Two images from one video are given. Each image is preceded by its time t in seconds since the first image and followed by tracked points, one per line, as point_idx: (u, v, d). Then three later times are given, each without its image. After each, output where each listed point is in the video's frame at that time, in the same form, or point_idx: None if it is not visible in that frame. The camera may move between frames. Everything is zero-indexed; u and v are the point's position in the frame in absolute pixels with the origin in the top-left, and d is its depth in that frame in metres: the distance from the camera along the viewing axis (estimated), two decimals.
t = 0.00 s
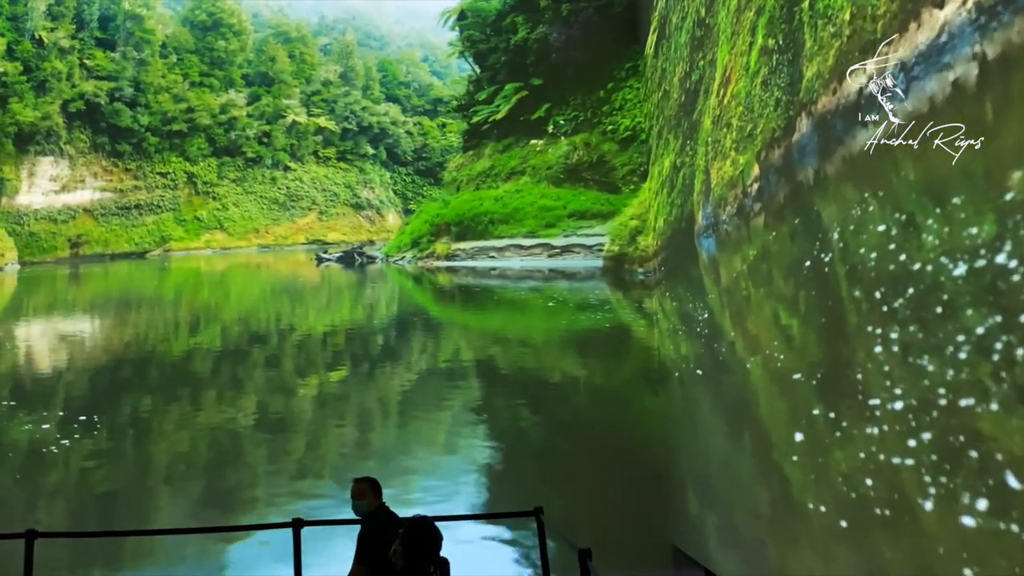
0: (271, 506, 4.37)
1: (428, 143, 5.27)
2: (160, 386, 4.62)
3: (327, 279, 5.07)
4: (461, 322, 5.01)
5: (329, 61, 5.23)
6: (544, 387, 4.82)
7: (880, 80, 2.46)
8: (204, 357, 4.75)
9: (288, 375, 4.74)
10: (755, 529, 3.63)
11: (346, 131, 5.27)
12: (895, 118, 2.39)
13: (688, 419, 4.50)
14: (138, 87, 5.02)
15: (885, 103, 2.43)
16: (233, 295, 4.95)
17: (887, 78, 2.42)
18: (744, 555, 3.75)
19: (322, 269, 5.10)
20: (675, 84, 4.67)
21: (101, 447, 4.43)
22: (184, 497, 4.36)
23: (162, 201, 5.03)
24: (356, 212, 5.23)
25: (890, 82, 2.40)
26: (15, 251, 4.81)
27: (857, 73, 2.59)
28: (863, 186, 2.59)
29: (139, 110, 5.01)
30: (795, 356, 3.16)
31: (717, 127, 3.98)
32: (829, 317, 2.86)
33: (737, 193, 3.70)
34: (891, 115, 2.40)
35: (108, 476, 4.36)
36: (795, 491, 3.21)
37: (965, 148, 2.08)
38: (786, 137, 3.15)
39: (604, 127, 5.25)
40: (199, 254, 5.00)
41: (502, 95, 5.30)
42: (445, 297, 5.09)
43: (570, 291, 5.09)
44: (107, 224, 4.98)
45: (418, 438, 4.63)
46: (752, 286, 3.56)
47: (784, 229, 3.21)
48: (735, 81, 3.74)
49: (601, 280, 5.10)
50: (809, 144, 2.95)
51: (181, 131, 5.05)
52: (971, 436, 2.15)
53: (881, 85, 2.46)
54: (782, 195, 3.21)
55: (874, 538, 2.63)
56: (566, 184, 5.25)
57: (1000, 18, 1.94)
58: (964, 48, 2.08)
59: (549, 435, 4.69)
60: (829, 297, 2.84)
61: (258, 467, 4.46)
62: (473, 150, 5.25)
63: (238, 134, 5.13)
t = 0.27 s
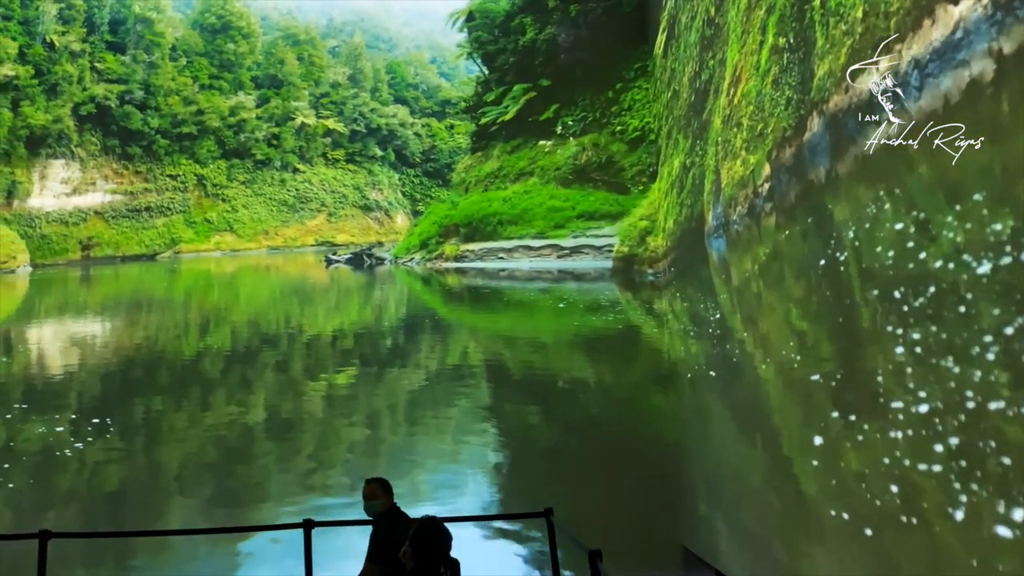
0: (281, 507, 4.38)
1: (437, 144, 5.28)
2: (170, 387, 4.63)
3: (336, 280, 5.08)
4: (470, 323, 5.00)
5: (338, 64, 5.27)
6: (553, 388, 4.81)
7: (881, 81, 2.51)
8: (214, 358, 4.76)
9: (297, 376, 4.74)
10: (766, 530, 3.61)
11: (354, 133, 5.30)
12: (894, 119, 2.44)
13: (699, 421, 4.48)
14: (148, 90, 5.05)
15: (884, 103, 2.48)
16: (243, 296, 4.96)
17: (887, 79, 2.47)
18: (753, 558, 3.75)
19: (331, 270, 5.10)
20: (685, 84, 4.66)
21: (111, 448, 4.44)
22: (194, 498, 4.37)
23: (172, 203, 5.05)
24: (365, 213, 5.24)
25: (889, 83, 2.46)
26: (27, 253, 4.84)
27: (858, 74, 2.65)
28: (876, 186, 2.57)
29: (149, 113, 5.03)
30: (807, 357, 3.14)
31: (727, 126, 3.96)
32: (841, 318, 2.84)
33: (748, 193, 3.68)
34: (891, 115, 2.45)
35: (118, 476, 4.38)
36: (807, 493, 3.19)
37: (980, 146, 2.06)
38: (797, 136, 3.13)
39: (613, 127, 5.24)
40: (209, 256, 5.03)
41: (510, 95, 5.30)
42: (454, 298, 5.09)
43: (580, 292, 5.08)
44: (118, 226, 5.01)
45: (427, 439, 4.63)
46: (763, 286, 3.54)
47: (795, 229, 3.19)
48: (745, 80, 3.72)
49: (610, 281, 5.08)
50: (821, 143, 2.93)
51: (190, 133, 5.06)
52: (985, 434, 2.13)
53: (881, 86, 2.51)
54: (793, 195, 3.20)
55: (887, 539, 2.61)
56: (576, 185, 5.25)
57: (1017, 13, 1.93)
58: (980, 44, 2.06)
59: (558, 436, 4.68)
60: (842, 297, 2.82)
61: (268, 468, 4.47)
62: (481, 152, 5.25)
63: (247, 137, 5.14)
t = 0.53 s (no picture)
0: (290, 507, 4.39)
1: (444, 145, 5.29)
2: (179, 387, 4.65)
3: (344, 280, 5.09)
4: (479, 324, 5.00)
5: (345, 65, 5.27)
6: (562, 388, 4.80)
7: (880, 81, 2.58)
8: (223, 358, 4.78)
9: (306, 376, 4.75)
10: (777, 531, 3.60)
11: (362, 134, 5.31)
12: (894, 119, 2.50)
13: (709, 421, 4.46)
14: (157, 92, 5.07)
15: (885, 102, 2.55)
16: (252, 297, 4.97)
17: (887, 78, 2.53)
18: (763, 558, 3.74)
19: (340, 271, 5.12)
20: (694, 83, 4.65)
21: (122, 448, 4.46)
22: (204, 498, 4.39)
23: (181, 204, 5.07)
24: (373, 214, 5.26)
25: (890, 82, 2.52)
26: (38, 254, 4.86)
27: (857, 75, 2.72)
28: (889, 184, 2.55)
29: (158, 115, 5.05)
30: (818, 357, 3.13)
31: (737, 124, 3.94)
32: (853, 317, 2.83)
33: (758, 192, 3.67)
34: (891, 115, 2.51)
35: (129, 476, 4.40)
36: (817, 493, 3.18)
37: (995, 143, 2.04)
38: (808, 134, 3.12)
39: (621, 127, 5.23)
40: (218, 257, 5.04)
41: (517, 96, 5.29)
42: (462, 299, 5.09)
43: (588, 292, 5.07)
44: (128, 228, 5.03)
45: (436, 439, 4.63)
46: (774, 286, 3.53)
47: (806, 228, 3.18)
48: (755, 78, 3.71)
49: (619, 281, 5.08)
50: (833, 141, 2.92)
51: (199, 134, 5.09)
52: (1000, 436, 2.11)
53: (881, 86, 2.57)
54: (804, 194, 3.18)
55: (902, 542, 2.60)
56: (584, 184, 5.24)
57: None
58: (995, 40, 2.04)
59: (566, 437, 4.68)
60: (854, 296, 2.81)
61: (277, 468, 4.48)
62: (489, 152, 5.25)
63: (256, 138, 5.16)
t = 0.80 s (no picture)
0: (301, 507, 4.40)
1: (453, 146, 5.30)
2: (191, 388, 4.68)
3: (353, 281, 5.10)
4: (488, 324, 5.01)
5: (355, 66, 5.30)
6: (573, 389, 4.80)
7: (880, 82, 2.65)
8: (234, 359, 4.80)
9: (316, 377, 4.76)
10: (789, 532, 3.58)
11: (372, 136, 5.34)
12: (894, 119, 2.56)
13: (721, 421, 4.44)
14: (168, 94, 5.09)
15: (884, 102, 2.61)
16: (262, 298, 4.99)
17: (887, 79, 2.60)
18: (778, 559, 3.71)
19: (349, 272, 5.13)
20: (705, 83, 4.63)
21: (133, 448, 4.48)
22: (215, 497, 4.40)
23: (191, 206, 5.10)
24: (382, 215, 5.26)
25: (889, 83, 2.58)
26: (51, 256, 4.90)
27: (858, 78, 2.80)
28: (902, 182, 2.54)
29: (169, 117, 5.09)
30: (830, 357, 3.12)
31: (749, 123, 3.93)
32: (867, 316, 2.81)
33: (769, 191, 3.66)
34: (891, 114, 2.57)
35: (141, 476, 4.42)
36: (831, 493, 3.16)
37: (1012, 138, 2.03)
38: (820, 133, 3.11)
39: (631, 127, 5.22)
40: (228, 258, 5.07)
41: (526, 96, 5.30)
42: (472, 299, 5.09)
43: (598, 293, 5.07)
44: (139, 229, 5.06)
45: (446, 440, 4.63)
46: (785, 286, 3.52)
47: (818, 227, 3.17)
48: (766, 77, 3.70)
49: (629, 282, 5.06)
50: (845, 140, 2.91)
51: (209, 136, 5.11)
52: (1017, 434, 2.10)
53: (880, 86, 2.64)
54: (816, 193, 3.17)
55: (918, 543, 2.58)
56: (593, 185, 5.24)
57: None
58: (1011, 34, 2.02)
59: (576, 439, 4.65)
60: (867, 295, 2.80)
61: (287, 468, 4.50)
62: (498, 153, 5.26)
63: (266, 139, 5.19)
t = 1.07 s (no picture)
0: (310, 508, 4.40)
1: (461, 147, 5.30)
2: (201, 390, 4.70)
3: (362, 283, 5.12)
4: (497, 325, 5.01)
5: (363, 69, 5.30)
6: (583, 389, 4.79)
7: (881, 82, 2.72)
8: (243, 360, 4.82)
9: (326, 378, 4.77)
10: (801, 534, 3.56)
11: (380, 137, 5.35)
12: (894, 119, 2.63)
13: (732, 422, 4.42)
14: (178, 97, 5.12)
15: (884, 102, 2.68)
16: (272, 299, 5.01)
17: (887, 79, 2.67)
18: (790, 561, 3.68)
19: (358, 273, 5.16)
20: (715, 82, 4.62)
21: (144, 450, 4.49)
22: (225, 498, 4.41)
23: (201, 208, 5.13)
24: (390, 216, 5.28)
25: (889, 83, 2.65)
26: (62, 258, 4.91)
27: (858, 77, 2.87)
28: (917, 180, 2.52)
29: (179, 119, 5.11)
30: (842, 357, 3.10)
31: (759, 123, 3.92)
32: (881, 316, 2.79)
33: (781, 191, 3.65)
34: (890, 114, 2.64)
35: (152, 477, 4.42)
36: (844, 495, 3.14)
37: None
38: (832, 132, 3.09)
39: (639, 128, 5.22)
40: (238, 260, 5.09)
41: (535, 98, 5.31)
42: (480, 300, 5.10)
43: (606, 294, 5.07)
44: (149, 231, 5.08)
45: (455, 440, 4.63)
46: (797, 286, 3.50)
47: (830, 227, 3.15)
48: (777, 76, 3.69)
49: (639, 282, 5.06)
50: (857, 139, 2.90)
51: (219, 139, 5.14)
52: None
53: (881, 86, 2.71)
54: (828, 192, 3.16)
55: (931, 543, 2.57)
56: (602, 185, 5.24)
57: None
58: None
59: (586, 440, 4.64)
60: (881, 295, 2.78)
61: (297, 469, 4.50)
62: (507, 154, 5.25)
63: (275, 142, 5.21)
